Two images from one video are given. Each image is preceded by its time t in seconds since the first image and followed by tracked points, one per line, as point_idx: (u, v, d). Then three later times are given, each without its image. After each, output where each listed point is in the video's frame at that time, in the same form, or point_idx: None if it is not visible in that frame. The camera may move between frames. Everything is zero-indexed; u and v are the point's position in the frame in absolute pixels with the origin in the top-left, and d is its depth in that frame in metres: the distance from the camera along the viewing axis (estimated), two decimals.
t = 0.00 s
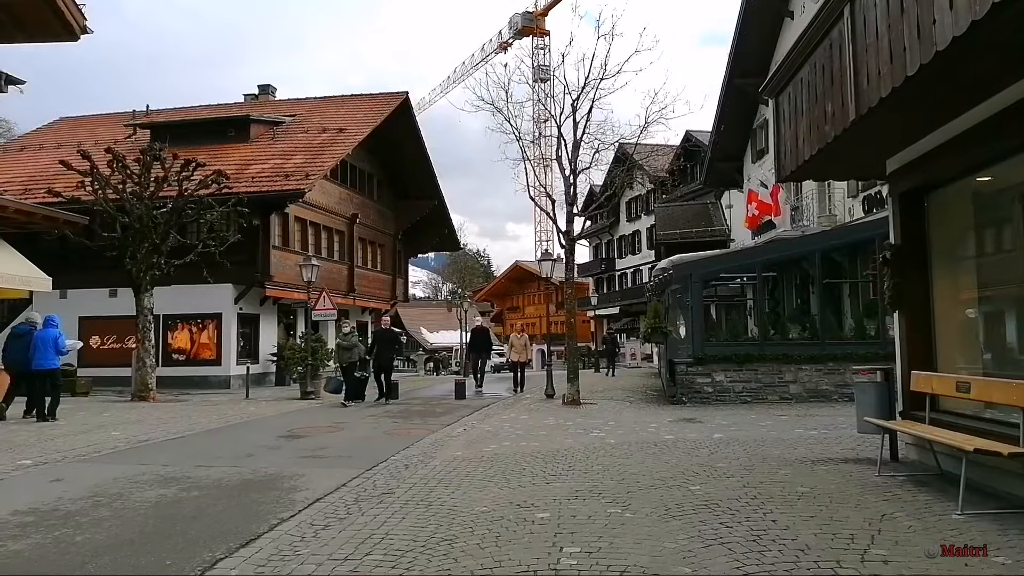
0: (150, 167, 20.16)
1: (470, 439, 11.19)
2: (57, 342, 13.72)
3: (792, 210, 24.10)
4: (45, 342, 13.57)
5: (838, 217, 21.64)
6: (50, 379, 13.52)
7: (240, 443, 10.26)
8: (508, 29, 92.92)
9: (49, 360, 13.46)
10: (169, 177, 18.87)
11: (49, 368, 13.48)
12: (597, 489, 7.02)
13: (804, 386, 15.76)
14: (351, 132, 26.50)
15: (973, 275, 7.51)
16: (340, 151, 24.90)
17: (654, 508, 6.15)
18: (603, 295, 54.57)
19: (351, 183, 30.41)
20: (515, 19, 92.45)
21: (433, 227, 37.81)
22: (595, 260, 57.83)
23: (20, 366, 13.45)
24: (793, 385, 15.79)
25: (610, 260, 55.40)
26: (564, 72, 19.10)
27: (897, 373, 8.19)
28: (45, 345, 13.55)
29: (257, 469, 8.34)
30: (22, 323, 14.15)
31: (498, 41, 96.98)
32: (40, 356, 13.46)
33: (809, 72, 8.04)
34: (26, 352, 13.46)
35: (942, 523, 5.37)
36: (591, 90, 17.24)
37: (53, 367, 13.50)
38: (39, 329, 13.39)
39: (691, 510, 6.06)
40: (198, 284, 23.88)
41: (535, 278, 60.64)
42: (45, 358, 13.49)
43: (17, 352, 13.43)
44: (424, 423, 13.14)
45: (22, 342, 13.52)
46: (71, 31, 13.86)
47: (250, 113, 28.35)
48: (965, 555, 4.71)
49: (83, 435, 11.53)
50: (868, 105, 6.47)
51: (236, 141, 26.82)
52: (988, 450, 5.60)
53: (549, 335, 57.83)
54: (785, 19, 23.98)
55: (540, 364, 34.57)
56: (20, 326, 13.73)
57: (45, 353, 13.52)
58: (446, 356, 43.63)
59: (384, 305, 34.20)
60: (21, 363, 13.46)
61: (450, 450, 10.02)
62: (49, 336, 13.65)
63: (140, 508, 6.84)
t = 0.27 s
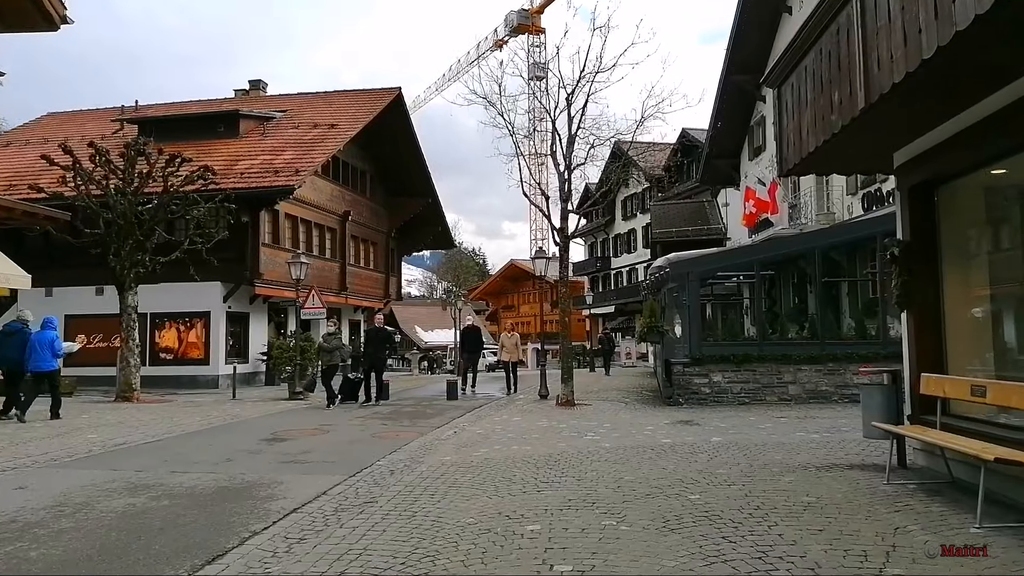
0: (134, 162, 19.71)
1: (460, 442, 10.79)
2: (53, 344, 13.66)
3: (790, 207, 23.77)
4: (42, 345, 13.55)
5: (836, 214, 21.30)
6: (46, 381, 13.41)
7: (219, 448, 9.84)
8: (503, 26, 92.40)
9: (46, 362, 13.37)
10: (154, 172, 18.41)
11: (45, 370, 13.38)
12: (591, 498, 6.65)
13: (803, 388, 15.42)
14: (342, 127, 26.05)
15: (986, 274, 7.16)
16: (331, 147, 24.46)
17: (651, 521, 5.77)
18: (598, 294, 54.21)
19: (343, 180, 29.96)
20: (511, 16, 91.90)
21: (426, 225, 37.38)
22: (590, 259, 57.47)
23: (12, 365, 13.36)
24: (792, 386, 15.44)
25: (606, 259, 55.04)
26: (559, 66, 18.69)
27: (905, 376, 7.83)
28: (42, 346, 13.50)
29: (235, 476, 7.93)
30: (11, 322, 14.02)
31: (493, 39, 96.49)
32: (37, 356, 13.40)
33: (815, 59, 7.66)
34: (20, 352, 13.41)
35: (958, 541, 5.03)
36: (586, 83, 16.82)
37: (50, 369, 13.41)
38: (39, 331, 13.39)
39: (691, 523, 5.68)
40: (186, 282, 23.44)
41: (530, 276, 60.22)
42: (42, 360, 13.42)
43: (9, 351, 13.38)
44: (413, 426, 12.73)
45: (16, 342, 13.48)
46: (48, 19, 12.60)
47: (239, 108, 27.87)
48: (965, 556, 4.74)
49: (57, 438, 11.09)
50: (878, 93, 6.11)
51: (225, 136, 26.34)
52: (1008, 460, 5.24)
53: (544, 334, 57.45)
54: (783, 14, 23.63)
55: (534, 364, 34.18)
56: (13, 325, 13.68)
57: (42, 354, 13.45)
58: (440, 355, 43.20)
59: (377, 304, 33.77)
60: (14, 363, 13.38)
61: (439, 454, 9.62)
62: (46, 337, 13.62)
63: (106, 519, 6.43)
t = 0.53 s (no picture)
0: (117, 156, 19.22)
1: (449, 446, 10.36)
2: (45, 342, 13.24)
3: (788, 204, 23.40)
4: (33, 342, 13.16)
5: (835, 211, 20.90)
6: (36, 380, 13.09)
7: (195, 452, 9.39)
8: (499, 23, 91.81)
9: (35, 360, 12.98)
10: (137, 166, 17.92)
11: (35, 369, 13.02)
12: (583, 508, 6.23)
13: (803, 388, 15.02)
14: (333, 122, 25.57)
15: (1000, 269, 6.75)
16: (321, 142, 23.98)
17: (647, 535, 5.35)
18: (593, 292, 53.79)
19: (334, 176, 29.47)
20: (506, 13, 91.33)
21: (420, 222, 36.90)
22: (586, 257, 57.06)
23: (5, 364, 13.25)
24: (791, 387, 15.05)
25: (601, 257, 54.61)
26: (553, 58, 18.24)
27: (914, 378, 7.43)
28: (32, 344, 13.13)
29: (206, 484, 7.49)
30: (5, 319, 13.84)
31: (488, 36, 95.90)
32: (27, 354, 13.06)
33: (820, 42, 7.24)
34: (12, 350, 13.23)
35: (979, 562, 4.61)
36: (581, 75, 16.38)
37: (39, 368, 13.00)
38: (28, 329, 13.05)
39: (690, 537, 5.26)
40: (173, 280, 22.94)
41: (525, 275, 59.76)
42: (33, 358, 13.05)
43: None
44: (400, 428, 12.28)
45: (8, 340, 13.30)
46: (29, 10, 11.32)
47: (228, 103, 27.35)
48: (965, 556, 4.72)
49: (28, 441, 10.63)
50: (890, 74, 5.70)
51: (213, 131, 25.83)
52: None
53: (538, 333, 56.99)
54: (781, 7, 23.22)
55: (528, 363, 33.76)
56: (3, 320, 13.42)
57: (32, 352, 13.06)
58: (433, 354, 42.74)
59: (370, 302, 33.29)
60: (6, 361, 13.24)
61: (425, 459, 9.18)
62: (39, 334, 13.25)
63: (62, 532, 5.99)
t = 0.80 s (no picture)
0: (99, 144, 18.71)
1: (435, 443, 9.95)
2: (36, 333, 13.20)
3: (787, 195, 23.01)
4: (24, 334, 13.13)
5: (835, 202, 20.47)
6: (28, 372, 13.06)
7: (169, 450, 8.98)
8: (494, 14, 91.09)
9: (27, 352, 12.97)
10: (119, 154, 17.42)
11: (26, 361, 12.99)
12: (572, 513, 5.83)
13: (802, 382, 14.64)
14: (323, 111, 25.05)
15: (1016, 258, 6.34)
16: (311, 131, 23.47)
17: (640, 543, 4.95)
18: (589, 285, 53.39)
19: (325, 166, 28.96)
20: (502, 3, 90.58)
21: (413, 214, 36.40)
22: (582, 250, 56.64)
23: None
24: (789, 381, 14.66)
25: (597, 250, 54.19)
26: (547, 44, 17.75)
27: (924, 374, 7.03)
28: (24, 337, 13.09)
29: (174, 484, 7.08)
30: None
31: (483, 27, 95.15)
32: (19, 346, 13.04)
33: (826, 17, 6.80)
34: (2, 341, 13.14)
35: (983, 563, 4.43)
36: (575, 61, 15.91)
37: (31, 360, 12.99)
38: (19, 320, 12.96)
39: (686, 546, 4.86)
40: (159, 272, 22.47)
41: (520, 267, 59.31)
42: (24, 350, 13.04)
43: None
44: (386, 424, 11.88)
45: None
46: None
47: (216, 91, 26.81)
48: (965, 554, 4.57)
49: None
50: (904, 47, 5.28)
51: (200, 120, 25.29)
52: None
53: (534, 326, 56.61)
54: None
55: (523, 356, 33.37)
56: None
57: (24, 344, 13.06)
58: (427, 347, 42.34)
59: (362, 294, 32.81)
60: None
61: (408, 457, 8.77)
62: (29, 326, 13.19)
63: (12, 538, 5.58)
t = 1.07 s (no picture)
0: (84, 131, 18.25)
1: (424, 440, 9.58)
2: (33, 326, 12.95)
3: (787, 185, 22.65)
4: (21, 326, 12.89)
5: (836, 192, 20.08)
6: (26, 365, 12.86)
7: (146, 447, 8.61)
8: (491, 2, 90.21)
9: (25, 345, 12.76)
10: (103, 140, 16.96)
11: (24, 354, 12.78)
12: (565, 519, 5.48)
13: (803, 376, 14.29)
14: (315, 98, 24.55)
15: None
16: (302, 118, 22.98)
17: (637, 555, 4.60)
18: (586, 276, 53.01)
19: (318, 155, 28.47)
20: None
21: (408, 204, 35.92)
22: (579, 241, 56.24)
23: None
24: (790, 375, 14.31)
25: (594, 241, 53.76)
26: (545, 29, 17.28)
27: (937, 372, 6.66)
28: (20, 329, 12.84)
29: (146, 486, 6.71)
30: None
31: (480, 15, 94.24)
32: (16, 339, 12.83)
33: None
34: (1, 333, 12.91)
35: (997, 569, 4.21)
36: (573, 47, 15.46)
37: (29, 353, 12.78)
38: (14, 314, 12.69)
39: (687, 559, 4.51)
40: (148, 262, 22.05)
41: (516, 258, 58.88)
42: (22, 343, 12.84)
43: None
44: (376, 419, 11.51)
45: None
46: None
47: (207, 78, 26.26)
48: (967, 557, 4.42)
49: None
50: (925, 21, 4.89)
51: (190, 107, 24.78)
52: None
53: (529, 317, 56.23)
54: None
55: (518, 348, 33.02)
56: None
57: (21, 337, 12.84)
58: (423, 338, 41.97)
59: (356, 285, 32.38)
60: None
61: (396, 455, 8.40)
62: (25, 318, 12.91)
63: None
